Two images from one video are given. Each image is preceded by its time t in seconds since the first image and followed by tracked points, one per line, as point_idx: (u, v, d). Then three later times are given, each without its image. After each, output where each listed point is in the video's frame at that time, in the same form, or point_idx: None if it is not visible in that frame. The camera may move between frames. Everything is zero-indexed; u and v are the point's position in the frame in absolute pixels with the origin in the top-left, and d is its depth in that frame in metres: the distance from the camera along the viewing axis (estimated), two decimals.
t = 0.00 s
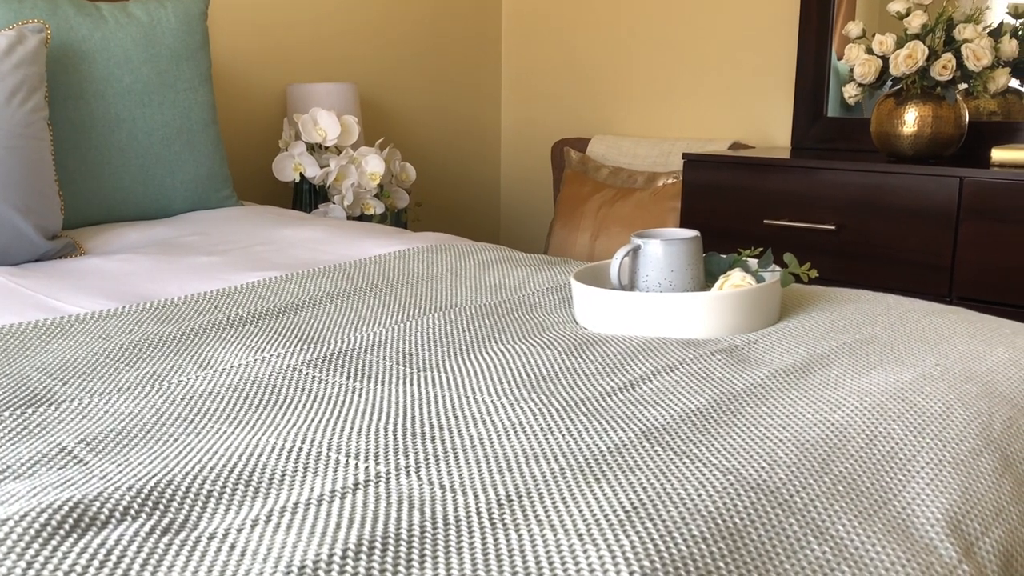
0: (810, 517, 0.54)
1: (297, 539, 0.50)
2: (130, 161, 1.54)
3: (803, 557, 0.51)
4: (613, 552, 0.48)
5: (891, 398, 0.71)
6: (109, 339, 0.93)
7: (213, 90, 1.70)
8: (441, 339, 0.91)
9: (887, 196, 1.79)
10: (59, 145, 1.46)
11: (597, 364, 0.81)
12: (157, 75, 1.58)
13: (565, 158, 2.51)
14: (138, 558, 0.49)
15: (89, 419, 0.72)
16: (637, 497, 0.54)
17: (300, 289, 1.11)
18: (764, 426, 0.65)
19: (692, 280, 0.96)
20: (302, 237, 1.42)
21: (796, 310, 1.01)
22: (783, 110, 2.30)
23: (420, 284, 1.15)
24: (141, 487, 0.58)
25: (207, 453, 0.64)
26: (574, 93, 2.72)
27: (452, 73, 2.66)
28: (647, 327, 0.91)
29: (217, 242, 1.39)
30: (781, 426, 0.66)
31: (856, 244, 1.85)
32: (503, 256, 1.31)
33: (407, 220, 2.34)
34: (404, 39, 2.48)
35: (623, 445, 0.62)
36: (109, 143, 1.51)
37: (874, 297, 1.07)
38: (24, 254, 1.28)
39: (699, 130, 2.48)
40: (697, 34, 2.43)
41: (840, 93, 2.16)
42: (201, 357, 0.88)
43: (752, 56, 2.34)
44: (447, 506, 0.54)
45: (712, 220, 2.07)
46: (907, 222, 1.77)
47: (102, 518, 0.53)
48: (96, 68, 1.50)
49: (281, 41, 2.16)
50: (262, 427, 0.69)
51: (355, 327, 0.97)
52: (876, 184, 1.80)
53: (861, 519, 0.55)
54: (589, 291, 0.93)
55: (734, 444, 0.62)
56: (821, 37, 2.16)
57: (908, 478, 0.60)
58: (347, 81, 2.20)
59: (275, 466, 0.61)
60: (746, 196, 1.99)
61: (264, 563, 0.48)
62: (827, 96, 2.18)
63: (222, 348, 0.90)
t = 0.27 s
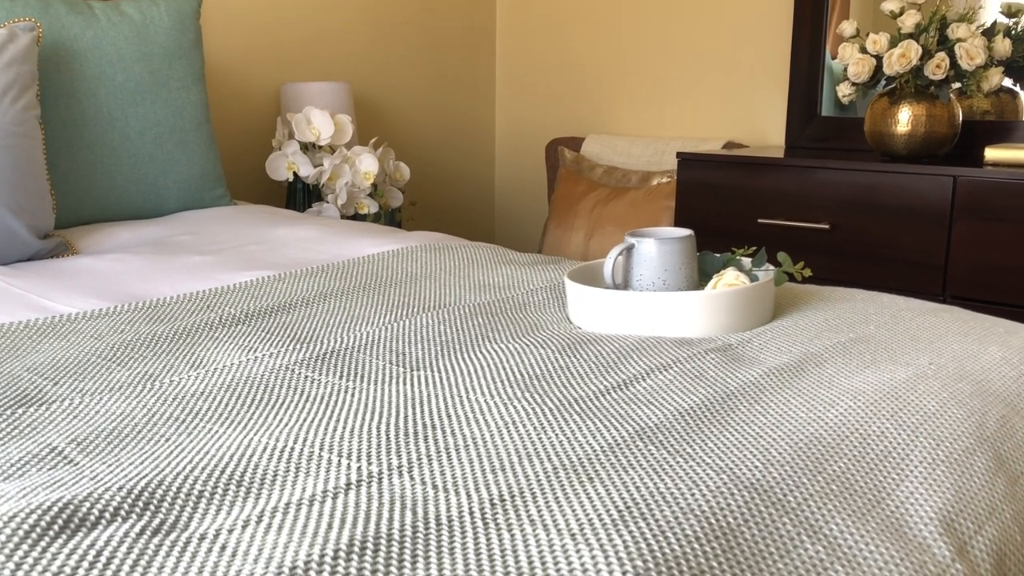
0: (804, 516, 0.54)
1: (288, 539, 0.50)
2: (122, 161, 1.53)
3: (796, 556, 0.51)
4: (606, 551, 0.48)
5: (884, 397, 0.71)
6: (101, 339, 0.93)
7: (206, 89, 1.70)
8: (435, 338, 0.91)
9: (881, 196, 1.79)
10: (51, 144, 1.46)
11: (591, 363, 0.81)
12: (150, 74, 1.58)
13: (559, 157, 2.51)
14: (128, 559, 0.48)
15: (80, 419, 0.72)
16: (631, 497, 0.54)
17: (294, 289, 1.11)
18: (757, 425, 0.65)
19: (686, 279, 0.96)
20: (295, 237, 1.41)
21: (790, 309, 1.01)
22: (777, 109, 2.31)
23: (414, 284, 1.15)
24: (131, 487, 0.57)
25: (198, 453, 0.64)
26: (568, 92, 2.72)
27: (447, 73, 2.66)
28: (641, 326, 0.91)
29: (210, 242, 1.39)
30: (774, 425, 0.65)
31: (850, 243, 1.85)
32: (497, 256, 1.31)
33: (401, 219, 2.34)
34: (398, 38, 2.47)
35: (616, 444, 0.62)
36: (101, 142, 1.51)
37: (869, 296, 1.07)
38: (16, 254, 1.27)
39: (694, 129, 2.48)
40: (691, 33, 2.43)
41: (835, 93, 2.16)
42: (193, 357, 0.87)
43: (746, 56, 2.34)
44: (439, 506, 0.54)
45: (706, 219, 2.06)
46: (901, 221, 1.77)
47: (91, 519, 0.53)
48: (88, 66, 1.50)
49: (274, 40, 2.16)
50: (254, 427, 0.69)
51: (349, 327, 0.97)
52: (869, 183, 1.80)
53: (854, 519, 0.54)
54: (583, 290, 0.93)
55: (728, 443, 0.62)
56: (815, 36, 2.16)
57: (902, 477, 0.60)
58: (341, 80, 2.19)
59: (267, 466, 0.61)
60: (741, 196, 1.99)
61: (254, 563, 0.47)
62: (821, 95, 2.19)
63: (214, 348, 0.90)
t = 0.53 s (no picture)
0: (796, 515, 0.54)
1: (279, 539, 0.50)
2: (115, 159, 1.53)
3: (789, 555, 0.50)
4: (598, 551, 0.48)
5: (878, 396, 0.71)
6: (93, 338, 0.92)
7: (199, 87, 1.69)
8: (428, 337, 0.91)
9: (874, 194, 1.79)
10: (43, 142, 1.45)
11: (584, 362, 0.81)
12: (142, 72, 1.57)
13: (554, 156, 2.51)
14: (118, 559, 0.48)
15: (71, 418, 0.71)
16: (623, 496, 0.53)
17: (287, 288, 1.11)
18: (750, 424, 0.65)
19: (680, 278, 0.95)
20: (288, 235, 1.41)
21: (784, 308, 1.01)
22: (771, 108, 2.31)
23: (408, 283, 1.14)
24: (121, 487, 0.57)
25: (189, 452, 0.64)
26: (563, 91, 2.72)
27: (441, 71, 2.66)
28: (634, 325, 0.91)
29: (203, 240, 1.38)
30: (767, 424, 0.65)
31: (844, 242, 1.85)
32: (491, 254, 1.31)
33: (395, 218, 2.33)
34: (392, 37, 2.47)
35: (609, 443, 0.62)
36: (93, 140, 1.50)
37: (862, 295, 1.07)
38: (7, 252, 1.27)
39: (688, 128, 2.48)
40: (685, 32, 2.43)
41: (829, 92, 2.16)
42: (185, 356, 0.87)
43: (740, 55, 2.34)
44: (431, 506, 0.53)
45: (700, 218, 2.06)
46: (895, 220, 1.78)
47: (81, 519, 0.53)
48: (80, 64, 1.49)
49: (268, 38, 2.15)
50: (246, 427, 0.68)
51: (342, 326, 0.96)
52: (863, 182, 1.80)
53: (847, 517, 0.54)
54: (577, 289, 0.93)
55: (720, 442, 0.62)
56: (809, 35, 2.17)
57: (895, 476, 0.60)
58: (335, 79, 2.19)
59: (258, 466, 0.60)
60: (735, 194, 2.00)
61: (245, 563, 0.47)
62: (815, 94, 2.19)
63: (206, 347, 0.90)
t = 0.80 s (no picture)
0: (790, 513, 0.54)
1: (271, 537, 0.49)
2: (107, 157, 1.52)
3: (783, 552, 0.50)
4: (592, 548, 0.48)
5: (871, 394, 0.71)
6: (85, 336, 0.92)
7: (192, 84, 1.68)
8: (422, 335, 0.91)
9: (869, 193, 1.79)
10: (35, 140, 1.44)
11: (578, 359, 0.81)
12: (135, 69, 1.56)
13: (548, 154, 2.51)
14: (109, 557, 0.48)
15: (62, 416, 0.71)
16: (617, 493, 0.53)
17: (280, 286, 1.10)
18: (744, 421, 0.65)
19: (674, 275, 0.95)
20: (282, 233, 1.41)
21: (777, 305, 1.01)
22: (766, 106, 2.31)
23: (402, 280, 1.14)
24: (112, 485, 0.57)
25: (181, 450, 0.63)
26: (557, 89, 2.71)
27: (435, 69, 2.65)
28: (628, 322, 0.91)
29: (196, 238, 1.38)
30: (761, 421, 0.65)
31: (838, 240, 1.85)
32: (485, 252, 1.31)
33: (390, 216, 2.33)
34: (386, 35, 2.46)
35: (603, 440, 0.62)
36: (86, 137, 1.49)
37: (857, 293, 1.07)
38: None
39: (683, 126, 2.48)
40: (680, 30, 2.43)
41: (823, 90, 2.16)
42: (178, 354, 0.87)
43: (734, 53, 2.34)
44: (424, 503, 0.53)
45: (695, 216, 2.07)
46: (889, 218, 1.78)
47: (72, 518, 0.52)
48: (73, 61, 1.48)
49: (262, 36, 2.14)
50: (239, 425, 0.68)
51: (335, 324, 0.96)
52: (858, 180, 1.80)
53: (840, 514, 0.54)
54: (571, 286, 0.93)
55: (714, 439, 0.62)
56: (803, 33, 2.17)
57: (888, 473, 0.60)
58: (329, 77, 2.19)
59: (250, 464, 0.60)
60: (729, 192, 2.00)
61: (236, 561, 0.47)
62: (809, 92, 2.19)
63: (199, 345, 0.89)
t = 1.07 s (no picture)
0: (785, 511, 0.54)
1: (264, 537, 0.49)
2: (100, 155, 1.52)
3: (777, 550, 0.50)
4: (586, 547, 0.47)
5: (866, 392, 0.71)
6: (79, 335, 0.91)
7: (186, 83, 1.68)
8: (416, 334, 0.91)
9: (863, 191, 1.80)
10: (28, 138, 1.44)
11: (573, 358, 0.81)
12: (128, 67, 1.56)
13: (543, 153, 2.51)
14: (101, 557, 0.48)
15: (55, 416, 0.71)
16: (611, 492, 0.53)
17: (275, 284, 1.10)
18: (739, 420, 0.65)
19: (668, 274, 0.95)
20: (276, 232, 1.40)
21: (772, 303, 1.01)
22: (760, 105, 2.31)
23: (396, 279, 1.14)
24: (104, 485, 0.57)
25: (174, 450, 0.63)
26: (552, 88, 2.71)
27: (430, 68, 2.65)
28: (622, 321, 0.91)
29: (190, 237, 1.37)
30: (756, 419, 0.65)
31: (833, 238, 1.86)
32: (479, 251, 1.30)
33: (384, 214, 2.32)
34: (380, 33, 2.46)
35: (597, 439, 0.61)
36: (79, 136, 1.49)
37: (851, 291, 1.07)
38: None
39: (677, 125, 2.48)
40: (674, 28, 2.43)
41: (817, 88, 2.17)
42: (171, 353, 0.86)
43: (729, 51, 2.34)
44: (418, 502, 0.53)
45: (689, 214, 2.07)
46: (883, 217, 1.78)
47: (64, 518, 0.52)
48: (66, 59, 1.48)
49: (255, 34, 2.14)
50: (232, 424, 0.68)
51: (329, 323, 0.96)
52: (852, 178, 1.81)
53: (835, 513, 0.54)
54: (566, 285, 0.93)
55: (709, 438, 0.62)
56: (798, 32, 2.17)
57: (883, 471, 0.60)
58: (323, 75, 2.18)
59: (244, 463, 0.60)
60: (724, 190, 2.00)
61: (229, 561, 0.47)
62: (804, 91, 2.19)
63: (192, 344, 0.89)
